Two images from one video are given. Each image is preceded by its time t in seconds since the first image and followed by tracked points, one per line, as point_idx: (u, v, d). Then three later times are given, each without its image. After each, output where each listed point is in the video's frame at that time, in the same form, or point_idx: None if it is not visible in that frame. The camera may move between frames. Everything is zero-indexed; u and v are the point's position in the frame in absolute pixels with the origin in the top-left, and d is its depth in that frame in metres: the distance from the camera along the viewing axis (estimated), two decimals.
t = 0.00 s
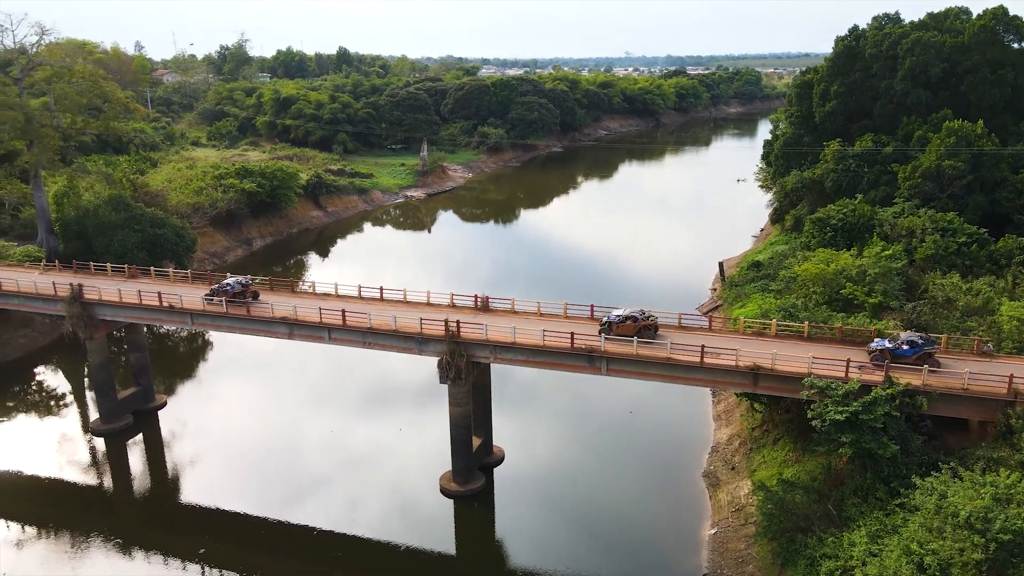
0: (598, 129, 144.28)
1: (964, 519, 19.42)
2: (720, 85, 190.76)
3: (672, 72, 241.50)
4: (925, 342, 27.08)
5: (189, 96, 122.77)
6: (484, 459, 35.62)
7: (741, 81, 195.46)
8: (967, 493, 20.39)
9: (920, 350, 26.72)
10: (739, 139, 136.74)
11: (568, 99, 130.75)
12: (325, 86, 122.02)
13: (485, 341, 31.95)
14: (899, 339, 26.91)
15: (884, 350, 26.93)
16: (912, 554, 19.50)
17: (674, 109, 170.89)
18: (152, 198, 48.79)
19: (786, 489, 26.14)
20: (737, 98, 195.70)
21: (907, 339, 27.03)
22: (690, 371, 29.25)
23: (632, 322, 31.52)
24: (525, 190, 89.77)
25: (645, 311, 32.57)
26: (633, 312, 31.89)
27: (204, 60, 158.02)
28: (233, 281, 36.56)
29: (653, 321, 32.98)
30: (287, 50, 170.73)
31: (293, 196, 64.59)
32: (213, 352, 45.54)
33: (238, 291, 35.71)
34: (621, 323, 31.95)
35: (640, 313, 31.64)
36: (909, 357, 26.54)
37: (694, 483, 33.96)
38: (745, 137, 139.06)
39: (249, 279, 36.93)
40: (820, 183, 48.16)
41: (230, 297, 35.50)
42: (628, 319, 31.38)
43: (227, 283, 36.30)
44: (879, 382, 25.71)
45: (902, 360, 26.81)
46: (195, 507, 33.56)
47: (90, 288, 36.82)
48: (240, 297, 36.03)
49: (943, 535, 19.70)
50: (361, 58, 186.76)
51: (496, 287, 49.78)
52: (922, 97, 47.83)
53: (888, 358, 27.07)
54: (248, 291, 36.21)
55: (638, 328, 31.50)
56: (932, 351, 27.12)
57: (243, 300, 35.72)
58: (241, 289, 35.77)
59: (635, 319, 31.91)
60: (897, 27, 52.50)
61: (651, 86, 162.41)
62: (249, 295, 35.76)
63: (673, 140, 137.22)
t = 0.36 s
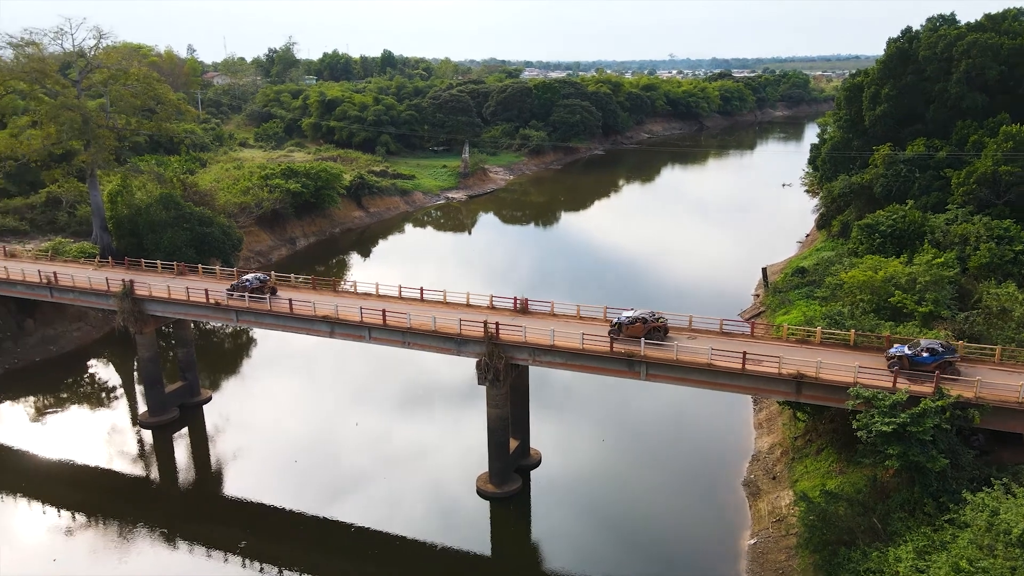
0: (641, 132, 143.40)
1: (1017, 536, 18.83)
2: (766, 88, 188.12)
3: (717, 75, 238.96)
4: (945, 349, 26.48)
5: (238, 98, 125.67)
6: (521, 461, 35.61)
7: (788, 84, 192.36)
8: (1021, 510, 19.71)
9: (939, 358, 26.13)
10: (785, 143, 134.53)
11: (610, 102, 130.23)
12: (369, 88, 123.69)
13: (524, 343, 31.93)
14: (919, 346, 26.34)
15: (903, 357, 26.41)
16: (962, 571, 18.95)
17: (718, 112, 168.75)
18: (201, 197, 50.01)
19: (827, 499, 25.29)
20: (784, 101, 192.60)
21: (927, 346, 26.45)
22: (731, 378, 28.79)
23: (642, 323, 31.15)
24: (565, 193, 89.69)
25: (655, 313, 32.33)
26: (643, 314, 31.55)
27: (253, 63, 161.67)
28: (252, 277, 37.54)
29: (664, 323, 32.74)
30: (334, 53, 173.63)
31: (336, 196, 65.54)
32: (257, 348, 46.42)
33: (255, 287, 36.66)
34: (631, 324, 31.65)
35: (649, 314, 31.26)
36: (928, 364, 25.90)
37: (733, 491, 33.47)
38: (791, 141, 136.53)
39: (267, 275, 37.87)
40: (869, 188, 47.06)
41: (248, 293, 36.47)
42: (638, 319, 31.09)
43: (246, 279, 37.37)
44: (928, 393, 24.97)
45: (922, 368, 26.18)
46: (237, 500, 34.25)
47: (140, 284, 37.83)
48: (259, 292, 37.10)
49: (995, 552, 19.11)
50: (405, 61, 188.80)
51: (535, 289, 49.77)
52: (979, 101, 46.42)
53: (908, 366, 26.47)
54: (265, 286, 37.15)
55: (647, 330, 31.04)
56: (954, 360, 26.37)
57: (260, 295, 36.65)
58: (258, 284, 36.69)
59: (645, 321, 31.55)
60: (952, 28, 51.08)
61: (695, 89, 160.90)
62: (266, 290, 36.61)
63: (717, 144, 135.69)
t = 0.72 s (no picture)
0: (679, 136, 142.30)
1: None
2: (809, 92, 185.25)
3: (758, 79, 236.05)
4: (963, 356, 25.88)
5: (279, 100, 127.95)
6: (554, 465, 35.50)
7: (832, 87, 189.08)
8: None
9: (956, 364, 25.67)
10: (827, 147, 132.20)
11: (648, 105, 129.50)
12: (408, 91, 124.86)
13: (558, 346, 31.85)
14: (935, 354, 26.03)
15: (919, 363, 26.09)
16: None
17: (758, 115, 166.57)
18: (242, 198, 50.99)
19: (868, 512, 24.68)
20: (826, 104, 189.51)
21: (944, 352, 25.99)
22: (769, 386, 28.30)
23: (648, 325, 31.40)
24: (602, 196, 89.39)
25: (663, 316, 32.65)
26: (651, 315, 31.74)
27: (295, 66, 164.47)
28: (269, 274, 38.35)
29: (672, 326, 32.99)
30: (374, 56, 175.81)
31: (374, 198, 66.24)
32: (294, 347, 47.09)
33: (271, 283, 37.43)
34: (638, 325, 31.96)
35: (656, 316, 31.44)
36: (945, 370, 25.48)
37: (770, 501, 32.90)
38: (834, 146, 134.02)
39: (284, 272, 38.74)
40: (915, 194, 45.98)
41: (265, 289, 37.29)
42: (644, 321, 31.34)
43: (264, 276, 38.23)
44: (975, 405, 24.25)
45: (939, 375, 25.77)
46: (272, 496, 34.77)
47: (184, 282, 38.64)
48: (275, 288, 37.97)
49: None
50: (443, 64, 190.01)
51: (570, 292, 49.67)
52: None
53: (924, 372, 26.22)
54: (281, 283, 37.98)
55: (654, 332, 31.33)
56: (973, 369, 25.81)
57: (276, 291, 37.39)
58: (274, 281, 37.49)
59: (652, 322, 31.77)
60: (1004, 30, 49.64)
61: (735, 93, 159.19)
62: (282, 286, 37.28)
63: (757, 148, 133.96)
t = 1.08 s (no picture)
0: (719, 140, 140.94)
1: None
2: (853, 95, 182.09)
3: (801, 82, 232.58)
4: (978, 364, 25.96)
5: (320, 103, 129.97)
6: (587, 469, 35.33)
7: (877, 91, 185.34)
8: None
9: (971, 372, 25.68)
10: (872, 152, 129.57)
11: (687, 108, 128.40)
12: (446, 94, 125.71)
13: (594, 351, 31.70)
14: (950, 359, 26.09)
15: (933, 368, 26.09)
16: None
17: (800, 119, 164.15)
18: (283, 199, 51.86)
19: (910, 525, 24.12)
20: (870, 108, 185.96)
21: (958, 359, 26.04)
22: (809, 394, 27.76)
23: (654, 326, 31.94)
24: (639, 200, 88.93)
25: (668, 318, 33.23)
26: (656, 316, 32.28)
27: (335, 69, 166.99)
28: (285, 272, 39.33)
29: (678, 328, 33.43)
30: (414, 60, 177.64)
31: (411, 200, 66.81)
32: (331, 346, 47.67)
33: (287, 280, 38.27)
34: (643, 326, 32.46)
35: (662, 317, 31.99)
36: (960, 377, 25.48)
37: (807, 511, 32.27)
38: (878, 150, 131.17)
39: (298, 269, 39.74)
40: (963, 200, 44.76)
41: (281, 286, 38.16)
42: (650, 322, 31.86)
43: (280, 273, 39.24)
44: None
45: (952, 382, 25.85)
46: (307, 494, 35.21)
47: (225, 281, 39.40)
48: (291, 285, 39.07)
49: None
50: (481, 67, 190.84)
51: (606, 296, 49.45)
52: None
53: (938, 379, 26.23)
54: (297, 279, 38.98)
55: (659, 333, 31.84)
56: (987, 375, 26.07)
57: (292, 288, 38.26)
58: (291, 278, 38.41)
59: (657, 323, 32.29)
60: None
61: (777, 96, 157.07)
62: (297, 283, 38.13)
63: (799, 152, 131.93)
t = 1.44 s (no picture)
0: (758, 145, 139.30)
1: None
2: (897, 100, 178.59)
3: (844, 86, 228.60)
4: (991, 371, 25.87)
5: (359, 107, 131.65)
6: (620, 475, 35.09)
7: (922, 95, 181.32)
8: None
9: (984, 379, 25.59)
10: (916, 158, 126.72)
11: (725, 112, 127.04)
12: (483, 98, 126.33)
13: (628, 356, 31.45)
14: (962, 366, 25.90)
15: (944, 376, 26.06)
16: None
17: (842, 124, 161.45)
18: (321, 201, 52.58)
19: (953, 541, 23.47)
20: (915, 113, 182.02)
21: (971, 366, 25.95)
22: (849, 404, 27.12)
23: (658, 327, 32.40)
24: (676, 205, 88.28)
25: (672, 320, 33.65)
26: (661, 318, 32.69)
27: (375, 74, 169.22)
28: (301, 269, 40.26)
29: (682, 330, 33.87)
30: (452, 64, 178.84)
31: (446, 203, 67.23)
32: (365, 348, 48.11)
33: (303, 277, 39.16)
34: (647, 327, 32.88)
35: (665, 319, 32.40)
36: (972, 386, 25.42)
37: (846, 524, 31.56)
38: (923, 156, 128.27)
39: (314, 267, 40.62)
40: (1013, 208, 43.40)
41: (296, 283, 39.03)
42: (655, 323, 32.29)
43: (296, 271, 40.34)
44: None
45: (965, 389, 25.81)
46: (340, 493, 35.54)
47: (263, 281, 40.04)
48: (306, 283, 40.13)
49: None
50: (518, 71, 191.35)
51: (641, 302, 49.09)
52: None
53: (950, 386, 26.19)
54: (312, 278, 40.00)
55: (662, 334, 32.27)
56: (1001, 383, 25.92)
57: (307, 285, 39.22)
58: (307, 276, 39.35)
59: (660, 325, 32.74)
60: None
61: (818, 100, 154.73)
62: (312, 280, 39.11)
63: (841, 158, 129.71)
